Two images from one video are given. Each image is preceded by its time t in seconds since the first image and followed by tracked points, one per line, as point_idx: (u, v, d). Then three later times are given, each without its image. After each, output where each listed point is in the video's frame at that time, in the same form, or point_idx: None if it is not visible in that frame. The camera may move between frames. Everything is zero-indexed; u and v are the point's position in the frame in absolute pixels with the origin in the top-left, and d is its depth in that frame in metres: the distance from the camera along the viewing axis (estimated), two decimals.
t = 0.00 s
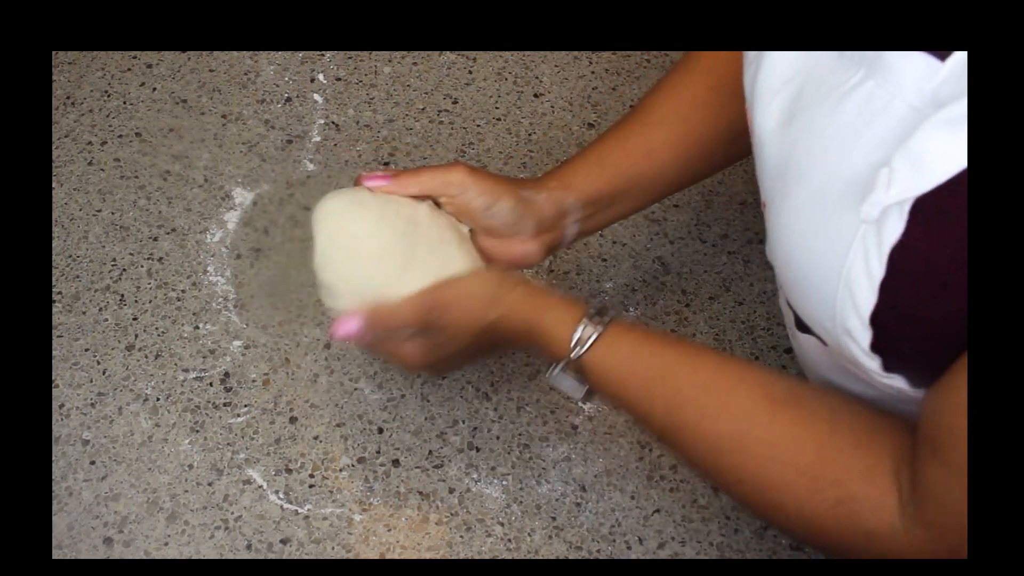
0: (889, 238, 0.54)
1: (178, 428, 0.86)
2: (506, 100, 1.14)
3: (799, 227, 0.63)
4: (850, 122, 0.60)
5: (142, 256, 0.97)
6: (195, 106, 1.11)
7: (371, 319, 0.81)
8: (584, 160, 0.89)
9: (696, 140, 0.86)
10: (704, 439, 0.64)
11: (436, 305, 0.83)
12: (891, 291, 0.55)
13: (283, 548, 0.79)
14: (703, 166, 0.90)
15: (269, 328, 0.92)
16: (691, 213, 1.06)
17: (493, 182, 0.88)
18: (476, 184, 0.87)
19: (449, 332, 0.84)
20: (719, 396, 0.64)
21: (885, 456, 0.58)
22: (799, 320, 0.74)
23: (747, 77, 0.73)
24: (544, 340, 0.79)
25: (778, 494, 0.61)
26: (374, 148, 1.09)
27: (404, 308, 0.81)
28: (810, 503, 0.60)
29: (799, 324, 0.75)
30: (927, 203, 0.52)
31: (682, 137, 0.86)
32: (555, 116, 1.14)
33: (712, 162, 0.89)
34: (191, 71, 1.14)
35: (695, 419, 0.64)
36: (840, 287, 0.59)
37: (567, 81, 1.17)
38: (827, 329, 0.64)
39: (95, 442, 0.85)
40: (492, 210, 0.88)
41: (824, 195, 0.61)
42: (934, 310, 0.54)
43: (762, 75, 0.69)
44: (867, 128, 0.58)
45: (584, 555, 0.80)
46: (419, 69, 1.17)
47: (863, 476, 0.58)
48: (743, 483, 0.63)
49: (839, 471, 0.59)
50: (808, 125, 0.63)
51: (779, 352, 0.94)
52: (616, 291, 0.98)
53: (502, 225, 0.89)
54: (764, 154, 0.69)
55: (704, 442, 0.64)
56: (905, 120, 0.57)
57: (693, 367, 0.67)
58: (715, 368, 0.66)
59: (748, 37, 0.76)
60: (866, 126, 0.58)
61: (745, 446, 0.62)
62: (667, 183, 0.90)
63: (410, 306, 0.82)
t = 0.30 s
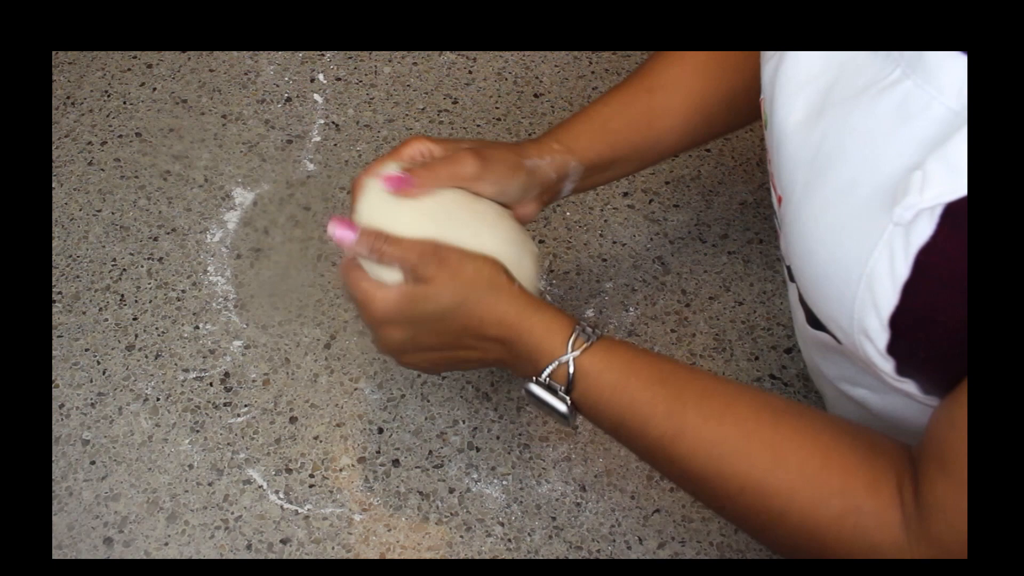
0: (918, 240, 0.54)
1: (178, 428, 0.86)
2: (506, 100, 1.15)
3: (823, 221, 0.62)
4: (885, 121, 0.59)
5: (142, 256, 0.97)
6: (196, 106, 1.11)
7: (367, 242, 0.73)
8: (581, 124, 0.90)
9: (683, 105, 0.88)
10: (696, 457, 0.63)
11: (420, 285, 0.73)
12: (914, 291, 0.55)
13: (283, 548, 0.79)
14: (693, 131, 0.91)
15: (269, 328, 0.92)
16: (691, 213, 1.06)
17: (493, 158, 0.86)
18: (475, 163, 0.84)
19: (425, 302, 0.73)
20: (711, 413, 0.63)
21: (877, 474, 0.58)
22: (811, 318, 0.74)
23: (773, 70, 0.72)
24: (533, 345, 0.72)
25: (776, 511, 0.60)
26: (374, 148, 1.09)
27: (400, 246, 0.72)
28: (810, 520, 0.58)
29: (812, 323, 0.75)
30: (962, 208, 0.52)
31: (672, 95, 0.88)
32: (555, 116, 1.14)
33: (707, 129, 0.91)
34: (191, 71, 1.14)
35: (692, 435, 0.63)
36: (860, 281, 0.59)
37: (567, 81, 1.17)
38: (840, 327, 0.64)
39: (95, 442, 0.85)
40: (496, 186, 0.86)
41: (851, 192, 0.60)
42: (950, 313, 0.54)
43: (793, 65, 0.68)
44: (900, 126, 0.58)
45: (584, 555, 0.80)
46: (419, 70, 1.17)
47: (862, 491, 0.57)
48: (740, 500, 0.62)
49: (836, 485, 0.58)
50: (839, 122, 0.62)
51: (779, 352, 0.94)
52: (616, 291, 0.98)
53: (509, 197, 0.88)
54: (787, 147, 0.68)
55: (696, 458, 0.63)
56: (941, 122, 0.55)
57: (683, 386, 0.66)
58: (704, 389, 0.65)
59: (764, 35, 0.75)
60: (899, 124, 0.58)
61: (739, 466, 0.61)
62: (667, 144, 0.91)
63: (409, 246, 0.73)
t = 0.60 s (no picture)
0: (930, 255, 0.54)
1: (178, 428, 0.86)
2: (506, 100, 1.14)
3: (832, 236, 0.62)
4: (891, 133, 0.58)
5: (142, 256, 0.97)
6: (195, 106, 1.11)
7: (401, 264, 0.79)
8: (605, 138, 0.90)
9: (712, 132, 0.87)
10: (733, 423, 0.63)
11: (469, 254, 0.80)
12: (928, 306, 0.55)
13: (283, 548, 0.79)
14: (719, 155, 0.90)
15: (269, 328, 0.92)
16: (691, 213, 1.06)
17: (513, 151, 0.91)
18: (490, 149, 0.90)
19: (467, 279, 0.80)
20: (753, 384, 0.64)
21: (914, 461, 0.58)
22: (816, 327, 0.72)
23: (773, 81, 0.71)
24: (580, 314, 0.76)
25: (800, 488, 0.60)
26: (374, 148, 1.09)
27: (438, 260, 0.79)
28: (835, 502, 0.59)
29: (815, 330, 0.73)
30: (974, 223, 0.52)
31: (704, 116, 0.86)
32: (555, 116, 1.14)
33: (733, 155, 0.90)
34: (191, 71, 1.14)
35: (749, 422, 0.62)
36: (870, 298, 0.59)
37: (567, 81, 1.17)
38: (844, 336, 0.64)
39: (95, 442, 0.85)
40: (512, 176, 0.91)
41: (859, 206, 0.60)
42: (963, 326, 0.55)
43: (796, 74, 0.68)
44: (908, 140, 0.57)
45: (584, 555, 0.80)
46: (419, 69, 1.17)
47: (892, 481, 0.58)
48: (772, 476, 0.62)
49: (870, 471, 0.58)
50: (845, 134, 0.62)
51: (779, 352, 0.94)
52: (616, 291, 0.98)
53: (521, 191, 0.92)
54: (791, 159, 0.67)
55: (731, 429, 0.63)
56: (947, 135, 0.55)
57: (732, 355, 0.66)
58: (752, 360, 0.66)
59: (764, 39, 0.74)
60: (908, 138, 0.57)
61: (768, 437, 0.61)
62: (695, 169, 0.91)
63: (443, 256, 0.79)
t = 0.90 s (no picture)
0: (905, 242, 0.54)
1: (178, 428, 0.86)
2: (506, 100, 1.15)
3: (815, 223, 0.63)
4: (876, 124, 0.59)
5: (142, 256, 0.97)
6: (196, 106, 1.11)
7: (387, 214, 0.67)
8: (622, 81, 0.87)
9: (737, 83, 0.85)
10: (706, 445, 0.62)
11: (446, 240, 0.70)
12: (902, 293, 0.55)
13: (283, 548, 0.79)
14: (739, 115, 0.88)
15: (269, 328, 0.92)
16: (691, 213, 1.06)
17: (522, 99, 0.84)
18: (506, 109, 0.82)
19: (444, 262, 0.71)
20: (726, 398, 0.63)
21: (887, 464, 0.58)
22: (805, 318, 0.73)
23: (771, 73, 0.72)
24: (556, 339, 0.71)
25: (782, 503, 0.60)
26: (375, 148, 1.09)
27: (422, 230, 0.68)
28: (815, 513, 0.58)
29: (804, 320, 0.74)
30: (948, 212, 0.52)
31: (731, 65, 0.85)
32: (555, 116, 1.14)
33: (751, 118, 0.89)
34: (191, 71, 1.14)
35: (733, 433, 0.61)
36: (850, 284, 0.59)
37: (567, 81, 1.17)
38: (830, 325, 0.64)
39: (95, 442, 0.85)
40: (528, 124, 0.84)
41: (841, 194, 0.60)
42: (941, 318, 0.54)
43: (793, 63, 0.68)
44: (892, 131, 0.57)
45: (584, 555, 0.80)
46: (419, 69, 1.17)
47: (867, 483, 0.57)
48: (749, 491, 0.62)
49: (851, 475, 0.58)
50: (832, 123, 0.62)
51: (779, 352, 0.94)
52: (616, 291, 0.98)
53: (536, 139, 0.86)
54: (783, 148, 0.68)
55: (704, 445, 0.63)
56: (929, 126, 0.55)
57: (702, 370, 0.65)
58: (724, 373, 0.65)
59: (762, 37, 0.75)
60: (892, 128, 0.57)
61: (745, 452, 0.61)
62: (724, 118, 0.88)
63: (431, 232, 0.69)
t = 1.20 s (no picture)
0: (918, 251, 0.54)
1: (178, 428, 0.86)
2: (507, 100, 1.15)
3: (823, 233, 0.63)
4: (883, 131, 0.59)
5: (142, 257, 0.97)
6: (196, 106, 1.11)
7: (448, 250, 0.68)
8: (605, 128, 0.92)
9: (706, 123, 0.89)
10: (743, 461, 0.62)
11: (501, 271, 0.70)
12: (914, 301, 0.55)
13: (283, 548, 0.79)
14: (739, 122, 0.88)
15: (269, 328, 0.92)
16: (691, 214, 1.06)
17: (506, 142, 0.92)
18: (486, 144, 0.91)
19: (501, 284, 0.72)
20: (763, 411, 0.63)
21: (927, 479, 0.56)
22: (812, 327, 0.73)
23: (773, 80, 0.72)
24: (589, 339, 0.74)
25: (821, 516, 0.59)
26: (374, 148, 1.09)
27: (488, 257, 0.69)
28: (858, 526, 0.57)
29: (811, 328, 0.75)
30: (958, 219, 0.52)
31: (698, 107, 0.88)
32: (556, 116, 1.14)
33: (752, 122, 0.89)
34: (191, 71, 1.14)
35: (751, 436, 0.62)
36: (863, 294, 0.59)
37: (567, 81, 1.17)
38: (841, 334, 0.65)
39: (95, 442, 0.85)
40: (512, 166, 0.91)
41: (850, 204, 0.61)
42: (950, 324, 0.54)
43: (794, 72, 0.68)
44: (900, 137, 0.57)
45: (584, 555, 0.80)
46: (419, 69, 1.17)
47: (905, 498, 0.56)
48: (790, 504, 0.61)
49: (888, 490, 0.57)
50: (838, 131, 0.62)
51: (779, 352, 0.94)
52: (616, 291, 0.98)
53: (521, 179, 0.92)
54: (789, 156, 0.68)
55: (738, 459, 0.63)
56: (937, 133, 0.55)
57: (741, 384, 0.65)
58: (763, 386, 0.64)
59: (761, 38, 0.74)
60: (900, 135, 0.57)
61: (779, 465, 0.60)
62: (699, 156, 0.92)
63: (500, 259, 0.70)
